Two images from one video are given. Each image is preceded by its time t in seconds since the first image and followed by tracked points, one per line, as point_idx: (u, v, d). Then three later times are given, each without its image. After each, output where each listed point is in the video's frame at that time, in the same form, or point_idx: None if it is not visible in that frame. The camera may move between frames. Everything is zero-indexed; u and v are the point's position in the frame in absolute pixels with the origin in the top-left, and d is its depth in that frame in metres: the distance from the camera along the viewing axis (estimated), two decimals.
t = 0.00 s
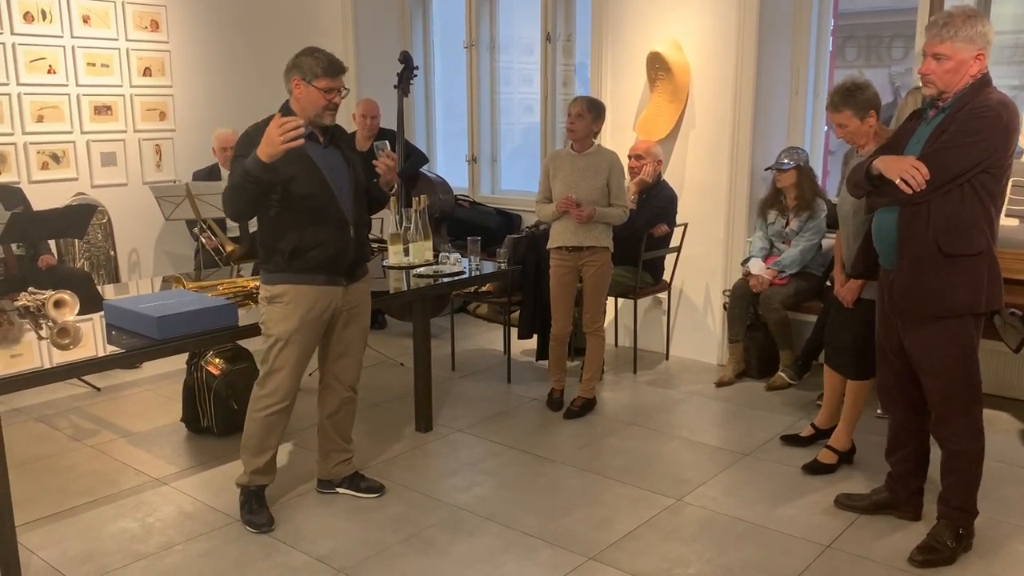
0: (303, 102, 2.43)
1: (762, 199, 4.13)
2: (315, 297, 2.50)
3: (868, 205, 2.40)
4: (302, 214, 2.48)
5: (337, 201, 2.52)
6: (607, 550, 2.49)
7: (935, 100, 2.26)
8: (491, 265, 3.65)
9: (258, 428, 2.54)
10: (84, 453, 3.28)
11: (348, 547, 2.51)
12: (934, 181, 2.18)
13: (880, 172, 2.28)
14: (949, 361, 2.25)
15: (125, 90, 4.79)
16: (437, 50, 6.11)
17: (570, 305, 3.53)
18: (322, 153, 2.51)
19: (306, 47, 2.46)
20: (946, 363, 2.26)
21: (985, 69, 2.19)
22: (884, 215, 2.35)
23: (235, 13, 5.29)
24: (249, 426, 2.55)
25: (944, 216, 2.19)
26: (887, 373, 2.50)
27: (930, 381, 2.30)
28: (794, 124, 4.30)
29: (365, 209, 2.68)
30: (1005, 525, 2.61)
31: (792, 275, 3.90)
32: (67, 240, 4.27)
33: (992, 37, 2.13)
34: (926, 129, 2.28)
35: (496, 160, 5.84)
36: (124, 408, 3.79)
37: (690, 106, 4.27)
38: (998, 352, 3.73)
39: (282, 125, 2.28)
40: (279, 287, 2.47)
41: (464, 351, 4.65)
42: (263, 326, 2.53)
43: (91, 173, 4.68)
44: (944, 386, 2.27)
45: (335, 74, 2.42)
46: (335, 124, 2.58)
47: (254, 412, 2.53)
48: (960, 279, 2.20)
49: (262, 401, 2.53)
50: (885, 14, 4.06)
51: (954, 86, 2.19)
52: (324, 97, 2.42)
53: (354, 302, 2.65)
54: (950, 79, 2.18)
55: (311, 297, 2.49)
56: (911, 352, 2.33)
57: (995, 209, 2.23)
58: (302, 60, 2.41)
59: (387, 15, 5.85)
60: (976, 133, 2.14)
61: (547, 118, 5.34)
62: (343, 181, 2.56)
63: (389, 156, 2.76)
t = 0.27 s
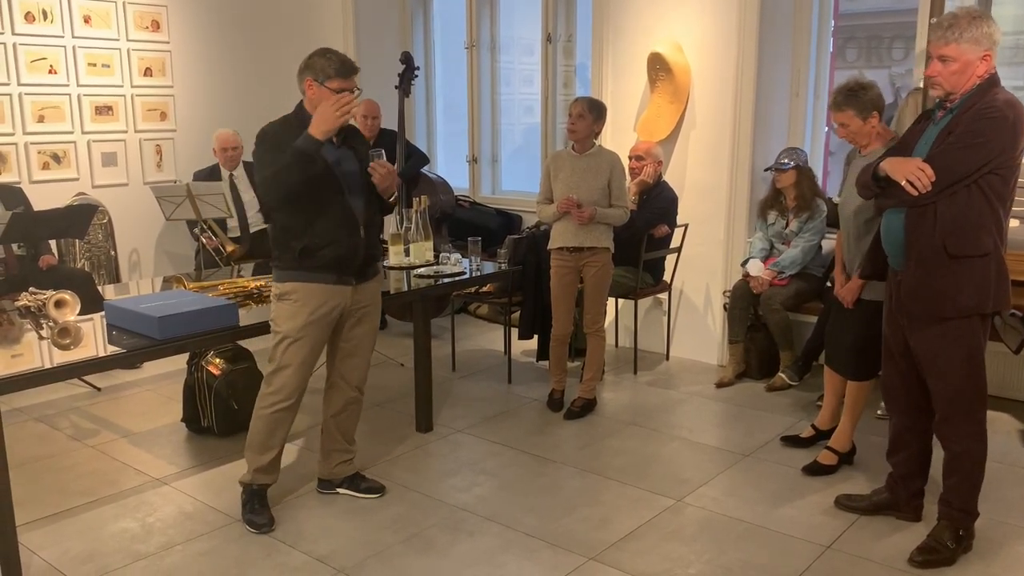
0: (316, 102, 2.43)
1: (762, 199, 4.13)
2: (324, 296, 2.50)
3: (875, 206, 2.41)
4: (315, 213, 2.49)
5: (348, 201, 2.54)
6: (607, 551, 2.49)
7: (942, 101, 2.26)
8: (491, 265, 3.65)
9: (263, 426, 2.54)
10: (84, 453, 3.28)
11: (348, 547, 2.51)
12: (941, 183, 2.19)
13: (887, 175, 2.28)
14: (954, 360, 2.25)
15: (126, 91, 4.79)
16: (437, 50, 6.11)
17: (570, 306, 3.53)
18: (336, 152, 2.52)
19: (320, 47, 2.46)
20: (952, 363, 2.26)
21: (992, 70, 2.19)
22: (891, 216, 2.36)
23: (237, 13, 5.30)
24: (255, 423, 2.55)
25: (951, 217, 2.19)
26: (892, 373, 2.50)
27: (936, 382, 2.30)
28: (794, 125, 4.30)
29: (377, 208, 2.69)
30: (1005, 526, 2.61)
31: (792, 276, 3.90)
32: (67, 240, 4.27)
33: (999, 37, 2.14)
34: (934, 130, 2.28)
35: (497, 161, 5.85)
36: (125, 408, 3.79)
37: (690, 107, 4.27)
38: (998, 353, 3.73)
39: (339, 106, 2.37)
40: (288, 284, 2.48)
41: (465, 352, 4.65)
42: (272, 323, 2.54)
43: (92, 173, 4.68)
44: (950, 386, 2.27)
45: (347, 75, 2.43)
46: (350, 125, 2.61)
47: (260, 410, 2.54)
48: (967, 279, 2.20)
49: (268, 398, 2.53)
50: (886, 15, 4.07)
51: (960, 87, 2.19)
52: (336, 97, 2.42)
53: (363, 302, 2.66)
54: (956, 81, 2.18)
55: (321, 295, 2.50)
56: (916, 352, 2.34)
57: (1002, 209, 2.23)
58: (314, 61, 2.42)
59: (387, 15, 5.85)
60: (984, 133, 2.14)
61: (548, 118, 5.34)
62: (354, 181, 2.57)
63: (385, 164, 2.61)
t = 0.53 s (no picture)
0: (326, 103, 2.47)
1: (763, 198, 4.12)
2: (327, 294, 2.50)
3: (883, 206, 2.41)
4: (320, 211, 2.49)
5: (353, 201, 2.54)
6: (608, 550, 2.49)
7: (953, 100, 2.25)
8: (492, 265, 3.65)
9: (266, 423, 2.55)
10: (86, 453, 3.28)
11: (349, 546, 2.51)
12: (947, 181, 2.19)
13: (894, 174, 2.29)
14: (959, 358, 2.25)
15: (127, 90, 4.79)
16: (438, 49, 6.11)
17: (572, 305, 3.53)
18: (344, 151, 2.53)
19: (331, 47, 2.48)
20: (957, 361, 2.26)
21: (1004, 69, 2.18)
22: (898, 215, 2.37)
23: (238, 13, 5.30)
24: (258, 421, 2.56)
25: (957, 217, 2.19)
26: (896, 372, 2.50)
27: (941, 382, 2.30)
28: (796, 125, 4.30)
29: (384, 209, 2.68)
30: (1006, 526, 2.61)
31: (794, 276, 3.89)
32: (68, 240, 4.27)
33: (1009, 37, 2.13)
34: (941, 130, 2.29)
35: (498, 160, 5.85)
36: (126, 407, 3.80)
37: (691, 106, 4.27)
38: (999, 352, 3.73)
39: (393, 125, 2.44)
40: (291, 281, 2.49)
41: (466, 351, 4.65)
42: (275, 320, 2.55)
43: (93, 173, 4.69)
44: (954, 386, 2.27)
45: (357, 76, 2.45)
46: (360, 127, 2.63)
47: (262, 407, 2.54)
48: (974, 279, 2.20)
49: (271, 395, 2.53)
50: (886, 14, 4.06)
51: (967, 86, 2.19)
52: (346, 99, 2.46)
53: (364, 301, 2.66)
54: (966, 80, 2.18)
55: (324, 294, 2.50)
56: (921, 351, 2.34)
57: (1010, 210, 2.22)
58: (324, 62, 2.43)
59: (388, 15, 5.85)
60: (991, 132, 2.14)
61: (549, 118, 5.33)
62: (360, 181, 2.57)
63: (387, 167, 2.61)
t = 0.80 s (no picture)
0: (337, 104, 2.47)
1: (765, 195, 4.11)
2: (327, 292, 2.50)
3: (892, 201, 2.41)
4: (324, 209, 2.49)
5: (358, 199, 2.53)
6: (610, 548, 2.49)
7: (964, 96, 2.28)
8: (494, 263, 3.65)
9: (267, 420, 2.55)
10: (87, 451, 3.28)
11: (351, 544, 2.51)
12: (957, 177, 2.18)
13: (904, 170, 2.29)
14: (968, 355, 2.25)
15: (128, 88, 4.79)
16: (439, 46, 6.11)
17: (574, 303, 3.53)
18: (350, 150, 2.54)
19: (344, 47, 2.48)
20: (966, 357, 2.25)
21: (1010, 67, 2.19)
22: (907, 212, 2.36)
23: (238, 11, 5.29)
24: (259, 418, 2.56)
25: (968, 213, 2.19)
26: (903, 369, 2.50)
27: (949, 378, 2.29)
28: (797, 123, 4.29)
29: (388, 208, 2.67)
30: (1008, 524, 2.61)
31: (796, 274, 3.89)
32: (70, 238, 4.27)
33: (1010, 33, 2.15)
34: (953, 126, 2.29)
35: (499, 158, 5.84)
36: (128, 405, 3.80)
37: (693, 102, 4.26)
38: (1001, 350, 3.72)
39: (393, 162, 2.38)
40: (289, 277, 2.50)
41: (468, 349, 4.65)
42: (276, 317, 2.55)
43: (94, 171, 4.68)
44: (962, 383, 2.26)
45: (367, 78, 2.44)
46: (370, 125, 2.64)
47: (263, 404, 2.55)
48: (985, 275, 2.19)
49: (272, 393, 2.53)
50: (888, 10, 4.04)
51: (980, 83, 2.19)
52: (355, 101, 2.45)
53: (364, 299, 2.64)
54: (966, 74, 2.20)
55: (323, 291, 2.50)
56: (930, 348, 2.33)
57: None
58: (336, 62, 2.44)
59: (389, 13, 5.84)
60: (1003, 129, 2.14)
61: (550, 115, 5.33)
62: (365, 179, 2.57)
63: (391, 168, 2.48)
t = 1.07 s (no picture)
0: (334, 101, 2.47)
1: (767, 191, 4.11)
2: (324, 290, 2.49)
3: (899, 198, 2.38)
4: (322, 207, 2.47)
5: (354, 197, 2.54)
6: (613, 545, 2.48)
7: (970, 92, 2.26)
8: (495, 260, 3.64)
9: (264, 420, 2.54)
10: (89, 449, 3.28)
11: (354, 541, 2.51)
12: (970, 171, 2.18)
13: (914, 167, 2.27)
14: (980, 351, 2.24)
15: (129, 85, 4.79)
16: (440, 43, 6.10)
17: (575, 300, 3.52)
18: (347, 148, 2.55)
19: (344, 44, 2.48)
20: (977, 354, 2.24)
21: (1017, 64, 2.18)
22: (917, 208, 2.34)
23: (239, 8, 5.28)
24: (257, 418, 2.55)
25: (982, 209, 2.18)
26: (909, 367, 2.48)
27: (961, 374, 2.28)
28: (799, 119, 4.28)
29: (383, 206, 2.68)
30: (1011, 520, 2.60)
31: (800, 270, 3.89)
32: (71, 235, 4.27)
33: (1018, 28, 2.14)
34: (958, 122, 2.28)
35: (500, 155, 5.84)
36: (130, 403, 3.79)
37: (695, 98, 4.25)
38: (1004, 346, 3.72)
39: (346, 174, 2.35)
40: (284, 277, 2.49)
41: (469, 346, 4.65)
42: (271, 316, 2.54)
43: (95, 169, 4.68)
44: (974, 379, 2.25)
45: (366, 76, 2.44)
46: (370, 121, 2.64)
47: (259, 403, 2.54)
48: (997, 270, 2.19)
49: (269, 392, 2.53)
50: (888, 7, 4.01)
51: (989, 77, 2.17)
52: (354, 99, 2.46)
53: (359, 297, 2.63)
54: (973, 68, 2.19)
55: (318, 289, 2.48)
56: (940, 345, 2.32)
57: None
58: (335, 59, 2.44)
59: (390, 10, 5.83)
60: (1012, 124, 2.14)
61: (552, 112, 5.32)
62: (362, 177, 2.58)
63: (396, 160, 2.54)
